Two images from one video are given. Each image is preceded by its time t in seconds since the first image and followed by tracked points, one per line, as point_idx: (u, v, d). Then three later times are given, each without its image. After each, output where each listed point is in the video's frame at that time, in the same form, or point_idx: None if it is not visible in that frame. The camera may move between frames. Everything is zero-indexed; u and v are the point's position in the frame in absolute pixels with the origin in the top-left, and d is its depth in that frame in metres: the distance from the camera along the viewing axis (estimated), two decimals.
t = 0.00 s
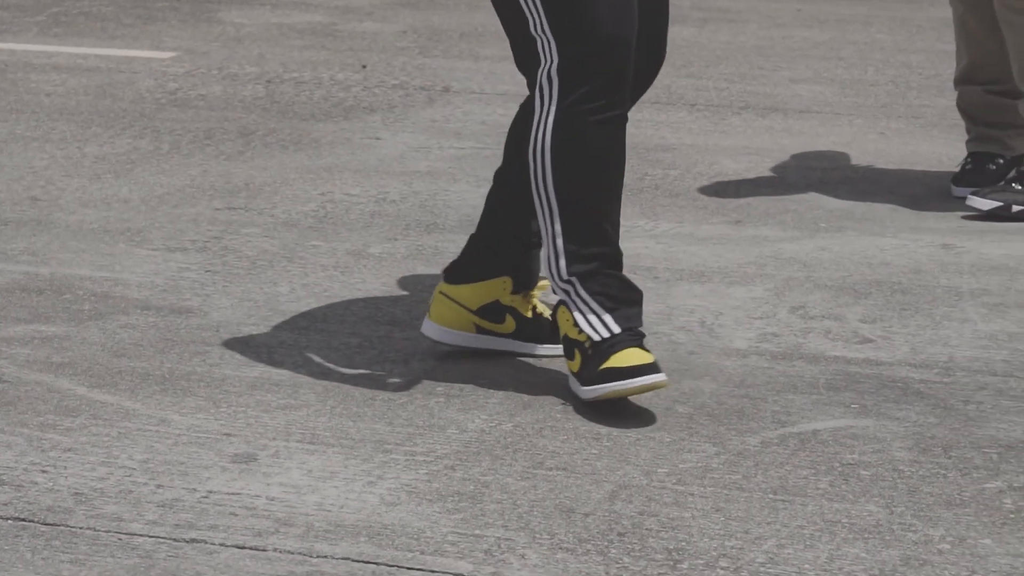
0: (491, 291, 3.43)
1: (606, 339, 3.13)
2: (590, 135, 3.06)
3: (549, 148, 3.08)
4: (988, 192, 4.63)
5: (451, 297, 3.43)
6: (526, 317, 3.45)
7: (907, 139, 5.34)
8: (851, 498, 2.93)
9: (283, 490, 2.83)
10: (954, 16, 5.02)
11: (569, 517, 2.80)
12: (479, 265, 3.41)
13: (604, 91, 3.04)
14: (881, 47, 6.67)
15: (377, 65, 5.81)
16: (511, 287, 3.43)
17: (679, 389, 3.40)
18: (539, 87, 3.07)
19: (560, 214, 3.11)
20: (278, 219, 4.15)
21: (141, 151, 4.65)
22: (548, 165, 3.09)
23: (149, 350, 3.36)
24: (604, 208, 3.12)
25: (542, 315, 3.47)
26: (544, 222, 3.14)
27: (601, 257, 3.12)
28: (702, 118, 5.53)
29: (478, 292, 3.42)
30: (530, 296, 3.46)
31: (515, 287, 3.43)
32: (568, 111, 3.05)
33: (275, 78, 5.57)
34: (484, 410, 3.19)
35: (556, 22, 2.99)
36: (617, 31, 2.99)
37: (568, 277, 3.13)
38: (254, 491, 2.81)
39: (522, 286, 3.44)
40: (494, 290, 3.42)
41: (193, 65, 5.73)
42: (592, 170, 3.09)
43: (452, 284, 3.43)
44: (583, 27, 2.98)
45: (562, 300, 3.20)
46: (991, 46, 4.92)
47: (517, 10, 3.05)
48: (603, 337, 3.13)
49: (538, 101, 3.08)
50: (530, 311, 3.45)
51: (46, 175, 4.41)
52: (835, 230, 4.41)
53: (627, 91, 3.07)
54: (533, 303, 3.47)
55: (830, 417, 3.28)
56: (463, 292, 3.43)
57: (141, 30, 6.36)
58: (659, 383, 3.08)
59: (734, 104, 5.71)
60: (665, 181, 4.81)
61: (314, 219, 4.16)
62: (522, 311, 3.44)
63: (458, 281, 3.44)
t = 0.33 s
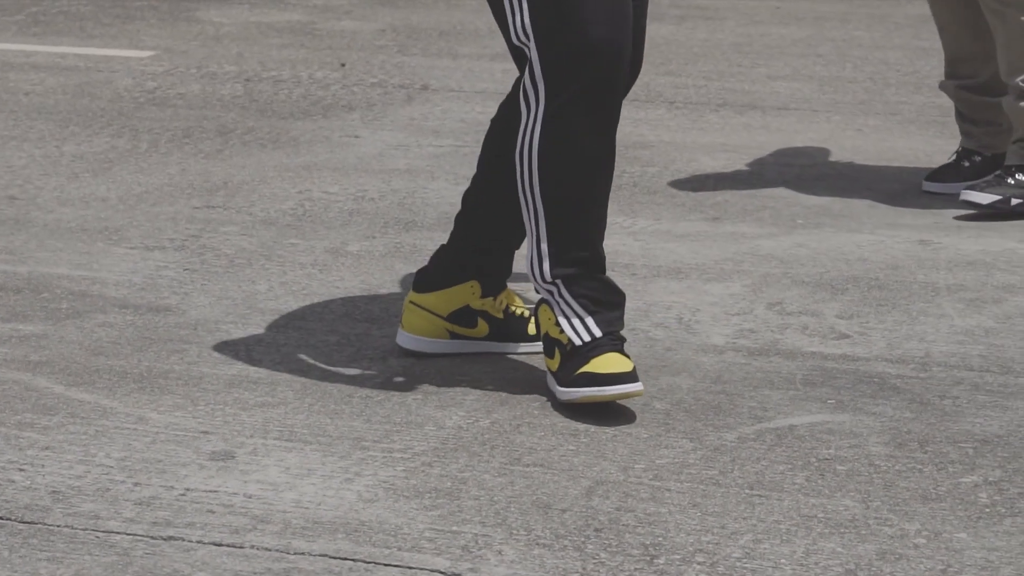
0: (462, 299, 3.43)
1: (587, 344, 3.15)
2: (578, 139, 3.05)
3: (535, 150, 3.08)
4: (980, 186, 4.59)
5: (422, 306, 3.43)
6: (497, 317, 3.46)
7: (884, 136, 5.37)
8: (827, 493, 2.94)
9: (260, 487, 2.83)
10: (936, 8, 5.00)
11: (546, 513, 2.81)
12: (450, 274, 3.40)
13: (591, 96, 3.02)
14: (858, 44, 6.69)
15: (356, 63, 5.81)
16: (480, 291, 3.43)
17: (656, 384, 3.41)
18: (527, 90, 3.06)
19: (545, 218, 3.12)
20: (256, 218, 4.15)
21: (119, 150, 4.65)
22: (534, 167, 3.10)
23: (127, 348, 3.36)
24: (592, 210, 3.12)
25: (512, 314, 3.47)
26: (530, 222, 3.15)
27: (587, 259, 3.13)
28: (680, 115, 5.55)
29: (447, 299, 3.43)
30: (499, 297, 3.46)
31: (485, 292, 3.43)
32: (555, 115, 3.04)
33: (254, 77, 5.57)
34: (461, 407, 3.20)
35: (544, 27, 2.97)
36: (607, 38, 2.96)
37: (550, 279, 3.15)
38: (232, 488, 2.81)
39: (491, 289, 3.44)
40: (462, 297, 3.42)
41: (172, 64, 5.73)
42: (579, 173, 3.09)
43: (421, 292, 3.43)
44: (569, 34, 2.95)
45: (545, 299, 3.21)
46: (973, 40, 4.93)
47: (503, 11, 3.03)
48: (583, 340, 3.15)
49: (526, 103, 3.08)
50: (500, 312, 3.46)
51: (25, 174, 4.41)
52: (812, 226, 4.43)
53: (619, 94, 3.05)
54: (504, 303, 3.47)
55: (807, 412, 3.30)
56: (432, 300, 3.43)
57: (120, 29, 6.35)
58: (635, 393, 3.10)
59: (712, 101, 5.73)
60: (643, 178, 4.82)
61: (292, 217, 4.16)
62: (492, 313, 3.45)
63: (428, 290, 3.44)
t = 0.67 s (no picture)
0: (458, 265, 3.43)
1: (585, 326, 3.19)
2: (572, 129, 3.12)
3: (529, 142, 3.13)
4: (1006, 195, 4.57)
5: (421, 258, 3.42)
6: (485, 298, 3.47)
7: (860, 136, 5.39)
8: (800, 490, 2.96)
9: (234, 484, 2.83)
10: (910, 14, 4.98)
11: (520, 510, 2.82)
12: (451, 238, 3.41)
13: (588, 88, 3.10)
14: (835, 44, 6.72)
15: (333, 62, 5.81)
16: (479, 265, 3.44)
17: (631, 382, 3.42)
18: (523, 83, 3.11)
19: (536, 210, 3.16)
20: (232, 216, 4.15)
21: (95, 148, 4.65)
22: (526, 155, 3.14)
23: (101, 346, 3.35)
24: (576, 202, 3.19)
25: (501, 301, 3.49)
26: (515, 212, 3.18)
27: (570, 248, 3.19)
28: (656, 115, 5.56)
29: (447, 261, 3.42)
30: (494, 279, 3.47)
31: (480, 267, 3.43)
32: (551, 109, 3.10)
33: (231, 75, 5.57)
34: (436, 405, 3.21)
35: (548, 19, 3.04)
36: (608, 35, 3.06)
37: (538, 268, 3.18)
38: (205, 486, 2.82)
39: (489, 268, 3.46)
40: (461, 263, 3.42)
41: (148, 63, 5.72)
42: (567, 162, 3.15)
43: (423, 246, 3.43)
44: (576, 26, 3.02)
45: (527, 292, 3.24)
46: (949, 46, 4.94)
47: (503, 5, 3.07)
48: (580, 326, 3.19)
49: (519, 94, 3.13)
50: (491, 293, 3.47)
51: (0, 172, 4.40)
52: (788, 225, 4.45)
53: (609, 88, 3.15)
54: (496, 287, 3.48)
55: (781, 410, 3.32)
56: (432, 256, 3.42)
57: (96, 28, 6.34)
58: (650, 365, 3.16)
59: (688, 100, 5.75)
60: (620, 177, 4.84)
61: (268, 216, 4.17)
62: (482, 292, 3.46)
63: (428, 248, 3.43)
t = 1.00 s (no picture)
0: (470, 223, 3.51)
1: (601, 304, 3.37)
2: (581, 108, 3.20)
3: (545, 127, 3.17)
4: (1018, 197, 4.54)
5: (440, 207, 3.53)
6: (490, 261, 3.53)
7: (838, 130, 5.41)
8: (776, 481, 2.97)
9: (212, 477, 2.83)
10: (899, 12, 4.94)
11: (498, 501, 2.83)
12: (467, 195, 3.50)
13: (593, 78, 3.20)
14: (814, 39, 6.74)
15: (312, 58, 5.81)
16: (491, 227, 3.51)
17: (609, 374, 3.44)
18: (535, 75, 3.14)
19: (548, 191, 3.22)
20: (211, 211, 4.15)
21: (73, 144, 4.64)
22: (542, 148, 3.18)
23: (79, 341, 3.35)
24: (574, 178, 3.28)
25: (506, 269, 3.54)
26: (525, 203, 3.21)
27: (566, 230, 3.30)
28: (635, 110, 5.57)
29: (462, 215, 3.51)
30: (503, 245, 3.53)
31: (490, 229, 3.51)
32: (565, 91, 3.16)
33: (210, 72, 5.57)
34: (414, 397, 3.21)
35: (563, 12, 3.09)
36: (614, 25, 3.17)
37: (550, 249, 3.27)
38: (183, 479, 2.82)
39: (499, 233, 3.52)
40: (472, 220, 3.50)
41: (127, 59, 5.72)
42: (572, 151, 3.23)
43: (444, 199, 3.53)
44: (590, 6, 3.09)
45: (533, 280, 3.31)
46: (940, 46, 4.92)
47: None
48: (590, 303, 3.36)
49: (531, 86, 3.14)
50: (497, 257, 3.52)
51: None
52: (766, 219, 4.47)
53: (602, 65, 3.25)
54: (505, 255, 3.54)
55: (758, 401, 3.33)
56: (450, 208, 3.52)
57: (75, 25, 6.33)
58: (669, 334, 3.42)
59: (667, 95, 5.76)
60: (599, 171, 4.85)
61: (246, 211, 4.17)
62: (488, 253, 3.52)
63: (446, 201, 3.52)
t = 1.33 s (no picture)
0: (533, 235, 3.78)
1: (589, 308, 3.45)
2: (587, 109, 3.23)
3: (556, 131, 3.18)
4: (997, 197, 4.56)
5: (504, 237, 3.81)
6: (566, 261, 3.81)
7: (816, 123, 5.43)
8: (754, 474, 2.98)
9: (190, 471, 2.83)
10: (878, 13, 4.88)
11: (475, 494, 2.83)
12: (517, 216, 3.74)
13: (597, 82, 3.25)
14: (792, 33, 6.76)
15: (291, 52, 5.80)
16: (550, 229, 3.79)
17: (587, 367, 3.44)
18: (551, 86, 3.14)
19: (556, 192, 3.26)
20: (189, 206, 4.14)
21: (51, 139, 4.63)
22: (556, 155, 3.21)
23: (57, 335, 3.34)
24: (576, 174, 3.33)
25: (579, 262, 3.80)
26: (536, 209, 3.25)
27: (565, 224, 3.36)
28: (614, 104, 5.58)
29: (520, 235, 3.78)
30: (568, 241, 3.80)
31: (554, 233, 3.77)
32: (577, 95, 3.17)
33: (188, 66, 5.56)
34: (392, 391, 3.22)
35: (577, 21, 3.10)
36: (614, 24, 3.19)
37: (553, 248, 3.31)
38: (161, 472, 2.81)
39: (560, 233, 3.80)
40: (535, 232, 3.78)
41: (105, 54, 5.70)
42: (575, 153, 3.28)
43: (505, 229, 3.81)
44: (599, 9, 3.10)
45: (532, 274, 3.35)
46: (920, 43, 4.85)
47: None
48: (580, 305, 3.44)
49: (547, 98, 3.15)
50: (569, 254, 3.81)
51: None
52: (744, 212, 4.48)
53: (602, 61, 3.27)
54: (573, 250, 3.80)
55: (736, 394, 3.34)
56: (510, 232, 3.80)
57: (53, 20, 6.31)
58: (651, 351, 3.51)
59: (646, 90, 5.77)
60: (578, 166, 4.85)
61: (225, 205, 4.16)
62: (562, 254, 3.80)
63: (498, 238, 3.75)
